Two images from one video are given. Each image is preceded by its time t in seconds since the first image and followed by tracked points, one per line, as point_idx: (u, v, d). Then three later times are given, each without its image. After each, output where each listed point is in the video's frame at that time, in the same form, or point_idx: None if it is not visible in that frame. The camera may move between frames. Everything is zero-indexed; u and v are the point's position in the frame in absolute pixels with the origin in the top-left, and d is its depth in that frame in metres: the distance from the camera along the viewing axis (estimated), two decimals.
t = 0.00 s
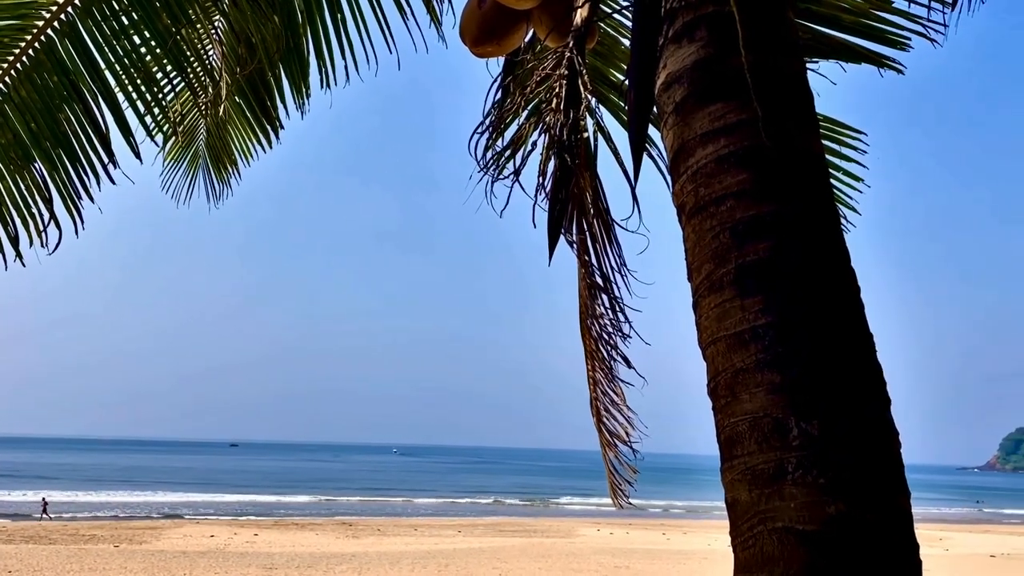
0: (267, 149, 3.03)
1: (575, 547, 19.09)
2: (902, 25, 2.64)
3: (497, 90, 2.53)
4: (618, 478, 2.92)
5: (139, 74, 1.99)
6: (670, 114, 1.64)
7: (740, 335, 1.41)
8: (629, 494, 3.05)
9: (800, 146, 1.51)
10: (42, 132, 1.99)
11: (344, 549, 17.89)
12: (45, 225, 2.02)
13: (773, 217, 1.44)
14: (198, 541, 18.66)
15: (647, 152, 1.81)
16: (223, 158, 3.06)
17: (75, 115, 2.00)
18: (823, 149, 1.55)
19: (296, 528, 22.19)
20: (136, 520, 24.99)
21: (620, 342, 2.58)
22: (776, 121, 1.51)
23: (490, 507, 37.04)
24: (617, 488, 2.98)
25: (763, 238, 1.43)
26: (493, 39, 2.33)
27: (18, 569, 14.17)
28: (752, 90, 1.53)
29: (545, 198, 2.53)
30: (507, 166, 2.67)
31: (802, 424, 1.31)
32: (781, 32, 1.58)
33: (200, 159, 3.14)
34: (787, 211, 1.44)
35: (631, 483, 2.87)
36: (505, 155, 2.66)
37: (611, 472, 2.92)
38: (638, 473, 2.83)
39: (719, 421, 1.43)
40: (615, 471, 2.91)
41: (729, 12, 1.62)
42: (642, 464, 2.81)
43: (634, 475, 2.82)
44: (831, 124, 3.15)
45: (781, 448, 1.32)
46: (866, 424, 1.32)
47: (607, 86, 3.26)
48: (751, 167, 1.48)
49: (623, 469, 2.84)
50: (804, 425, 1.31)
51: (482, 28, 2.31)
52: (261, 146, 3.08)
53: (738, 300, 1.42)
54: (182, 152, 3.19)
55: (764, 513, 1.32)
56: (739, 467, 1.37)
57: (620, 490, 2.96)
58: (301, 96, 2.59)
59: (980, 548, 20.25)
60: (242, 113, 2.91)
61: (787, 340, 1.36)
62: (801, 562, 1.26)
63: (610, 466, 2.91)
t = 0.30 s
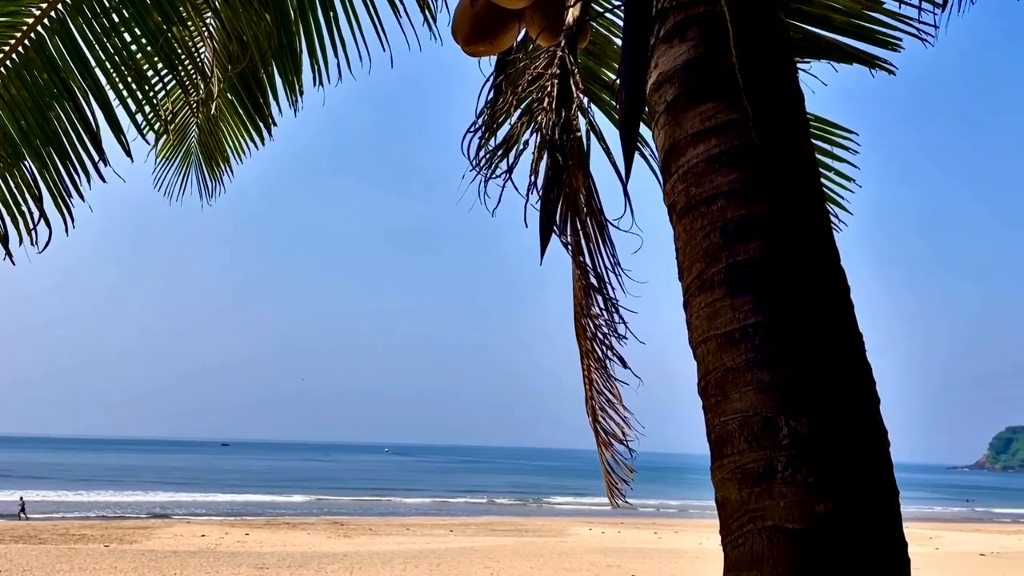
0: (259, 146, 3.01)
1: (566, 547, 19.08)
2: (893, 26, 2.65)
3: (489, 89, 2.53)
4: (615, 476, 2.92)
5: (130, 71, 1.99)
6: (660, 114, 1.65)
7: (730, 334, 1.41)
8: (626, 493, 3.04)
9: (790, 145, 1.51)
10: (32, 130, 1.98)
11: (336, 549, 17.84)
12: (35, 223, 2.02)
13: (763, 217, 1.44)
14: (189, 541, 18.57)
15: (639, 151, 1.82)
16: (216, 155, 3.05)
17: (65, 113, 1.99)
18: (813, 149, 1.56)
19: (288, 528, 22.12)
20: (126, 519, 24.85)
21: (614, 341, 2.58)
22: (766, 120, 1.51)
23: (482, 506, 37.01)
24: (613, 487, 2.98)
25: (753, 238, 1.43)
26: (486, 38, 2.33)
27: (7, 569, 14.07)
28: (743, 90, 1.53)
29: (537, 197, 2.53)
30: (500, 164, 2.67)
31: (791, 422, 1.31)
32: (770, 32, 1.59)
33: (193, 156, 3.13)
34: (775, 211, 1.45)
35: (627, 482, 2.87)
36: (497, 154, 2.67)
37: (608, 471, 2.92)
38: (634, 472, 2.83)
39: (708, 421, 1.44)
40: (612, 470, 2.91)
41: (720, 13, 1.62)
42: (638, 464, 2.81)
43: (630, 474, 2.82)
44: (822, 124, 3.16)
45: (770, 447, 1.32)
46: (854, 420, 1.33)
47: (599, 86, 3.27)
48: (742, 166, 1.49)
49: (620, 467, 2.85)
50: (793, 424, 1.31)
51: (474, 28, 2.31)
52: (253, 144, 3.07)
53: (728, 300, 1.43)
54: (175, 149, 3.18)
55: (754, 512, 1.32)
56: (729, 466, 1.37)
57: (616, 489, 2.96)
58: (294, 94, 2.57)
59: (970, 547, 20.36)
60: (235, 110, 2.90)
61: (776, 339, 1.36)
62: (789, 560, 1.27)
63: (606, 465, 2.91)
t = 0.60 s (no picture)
0: (253, 144, 3.02)
1: (559, 546, 19.11)
2: (884, 26, 2.66)
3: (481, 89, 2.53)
4: (611, 475, 2.93)
5: (121, 70, 1.98)
6: (653, 114, 1.65)
7: (722, 333, 1.41)
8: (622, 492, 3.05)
9: (782, 145, 1.52)
10: (21, 128, 1.98)
11: (328, 548, 17.80)
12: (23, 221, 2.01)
13: (756, 216, 1.45)
14: (181, 540, 18.49)
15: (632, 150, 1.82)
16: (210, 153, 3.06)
17: (55, 111, 1.98)
18: (803, 151, 1.56)
19: (280, 527, 22.06)
20: (117, 518, 24.74)
21: (610, 340, 2.59)
22: (760, 120, 1.51)
23: (475, 505, 37.03)
24: (609, 486, 2.98)
25: (745, 238, 1.44)
26: (478, 37, 2.33)
27: None
28: (734, 89, 1.54)
29: (529, 197, 2.54)
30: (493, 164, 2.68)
31: (781, 421, 1.32)
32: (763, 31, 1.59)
33: (187, 154, 3.13)
34: (766, 210, 1.45)
35: (624, 480, 2.87)
36: (490, 153, 2.67)
37: (604, 469, 2.92)
38: (631, 470, 2.84)
39: (699, 420, 1.44)
40: (608, 468, 2.92)
41: (712, 13, 1.63)
42: (634, 462, 2.82)
43: (626, 472, 2.83)
44: (813, 124, 3.17)
45: (762, 446, 1.33)
46: (845, 419, 1.33)
47: (592, 84, 3.27)
48: (733, 167, 1.49)
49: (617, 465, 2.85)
50: (784, 424, 1.32)
51: (466, 27, 2.31)
52: (248, 140, 3.06)
53: (720, 300, 1.43)
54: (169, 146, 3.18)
55: (745, 511, 1.33)
56: (720, 465, 1.38)
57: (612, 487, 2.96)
58: (287, 91, 2.57)
59: (959, 545, 20.53)
60: (228, 108, 2.90)
61: (766, 337, 1.37)
62: (780, 559, 1.27)
63: (603, 464, 2.92)
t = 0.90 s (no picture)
0: (248, 142, 3.01)
1: (552, 544, 19.13)
2: (877, 25, 2.67)
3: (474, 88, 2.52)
4: (603, 475, 2.93)
5: (114, 69, 1.98)
6: (645, 114, 1.65)
7: (713, 333, 1.42)
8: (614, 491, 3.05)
9: (774, 146, 1.52)
10: (11, 126, 1.97)
11: (321, 547, 17.77)
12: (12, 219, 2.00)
13: (747, 217, 1.45)
14: (173, 540, 18.43)
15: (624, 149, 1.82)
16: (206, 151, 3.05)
17: (45, 109, 1.98)
18: (796, 150, 1.56)
19: (272, 526, 21.99)
20: (109, 518, 24.63)
21: (602, 340, 2.59)
22: (751, 120, 1.51)
23: (468, 504, 37.03)
24: (601, 485, 2.99)
25: (737, 237, 1.44)
26: (471, 36, 2.33)
27: None
28: (727, 89, 1.54)
29: (522, 196, 2.54)
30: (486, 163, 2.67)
31: (773, 421, 1.32)
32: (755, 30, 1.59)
33: (183, 153, 3.13)
34: (758, 211, 1.45)
35: (615, 479, 2.88)
36: (483, 152, 2.67)
37: (596, 468, 2.93)
38: (623, 470, 2.84)
39: (692, 419, 1.45)
40: (600, 467, 2.92)
41: (705, 14, 1.63)
42: (627, 461, 2.83)
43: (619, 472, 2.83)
44: (805, 123, 3.18)
45: (753, 446, 1.33)
46: (837, 418, 1.34)
47: (585, 84, 3.27)
48: (725, 167, 1.49)
49: (610, 464, 2.85)
50: (775, 423, 1.32)
51: (459, 26, 2.31)
52: (243, 138, 3.06)
53: (712, 300, 1.43)
54: (166, 144, 3.18)
55: (736, 510, 1.33)
56: (712, 464, 1.38)
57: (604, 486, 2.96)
58: (282, 89, 2.57)
59: (950, 542, 20.62)
60: (224, 104, 2.89)
61: (758, 337, 1.37)
62: (771, 557, 1.28)
63: (596, 463, 2.92)
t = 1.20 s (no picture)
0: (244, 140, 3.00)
1: (545, 543, 19.15)
2: (870, 26, 2.68)
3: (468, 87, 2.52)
4: (593, 473, 2.94)
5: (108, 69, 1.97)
6: (638, 113, 1.66)
7: (705, 333, 1.42)
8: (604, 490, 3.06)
9: (766, 147, 1.52)
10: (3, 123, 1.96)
11: (314, 546, 17.73)
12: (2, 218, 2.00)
13: (739, 217, 1.45)
14: (165, 538, 18.38)
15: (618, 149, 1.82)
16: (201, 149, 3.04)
17: (37, 106, 1.97)
18: (789, 150, 1.57)
19: (265, 525, 21.93)
20: (101, 517, 24.53)
21: (594, 339, 2.60)
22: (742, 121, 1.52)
23: (461, 502, 37.05)
24: (590, 484, 2.99)
25: (729, 237, 1.45)
26: (465, 36, 2.33)
27: None
28: (720, 89, 1.54)
29: (515, 195, 2.55)
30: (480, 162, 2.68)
31: (764, 420, 1.33)
32: (749, 32, 1.59)
33: (179, 151, 3.11)
34: (751, 211, 1.46)
35: (604, 478, 2.89)
36: (477, 151, 2.67)
37: (586, 467, 2.93)
38: (612, 469, 2.85)
39: (684, 418, 1.45)
40: (590, 466, 2.92)
41: (698, 13, 1.63)
42: (616, 460, 2.83)
43: (608, 471, 2.83)
44: (799, 124, 3.19)
45: (744, 444, 1.34)
46: (825, 415, 1.35)
47: (578, 83, 3.27)
48: (719, 167, 1.50)
49: (599, 464, 2.86)
50: (766, 422, 1.33)
51: (453, 25, 2.31)
52: (239, 136, 3.05)
53: (704, 298, 1.44)
54: (162, 142, 3.16)
55: (727, 508, 1.34)
56: (704, 463, 1.39)
57: (594, 486, 2.97)
58: (279, 87, 2.55)
59: (941, 541, 20.72)
60: (219, 102, 2.88)
61: (750, 335, 1.38)
62: (762, 556, 1.28)
63: (585, 462, 2.93)
